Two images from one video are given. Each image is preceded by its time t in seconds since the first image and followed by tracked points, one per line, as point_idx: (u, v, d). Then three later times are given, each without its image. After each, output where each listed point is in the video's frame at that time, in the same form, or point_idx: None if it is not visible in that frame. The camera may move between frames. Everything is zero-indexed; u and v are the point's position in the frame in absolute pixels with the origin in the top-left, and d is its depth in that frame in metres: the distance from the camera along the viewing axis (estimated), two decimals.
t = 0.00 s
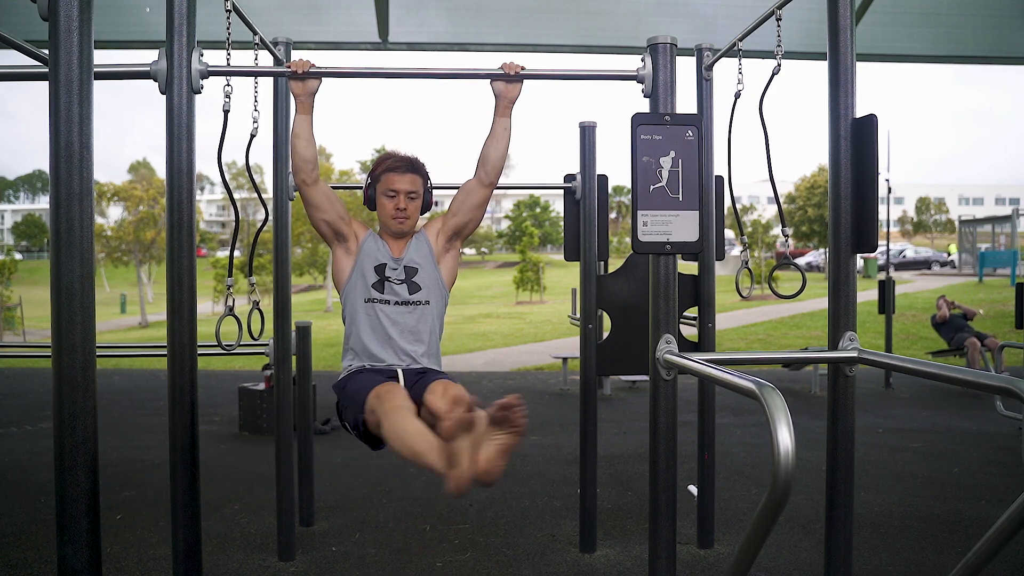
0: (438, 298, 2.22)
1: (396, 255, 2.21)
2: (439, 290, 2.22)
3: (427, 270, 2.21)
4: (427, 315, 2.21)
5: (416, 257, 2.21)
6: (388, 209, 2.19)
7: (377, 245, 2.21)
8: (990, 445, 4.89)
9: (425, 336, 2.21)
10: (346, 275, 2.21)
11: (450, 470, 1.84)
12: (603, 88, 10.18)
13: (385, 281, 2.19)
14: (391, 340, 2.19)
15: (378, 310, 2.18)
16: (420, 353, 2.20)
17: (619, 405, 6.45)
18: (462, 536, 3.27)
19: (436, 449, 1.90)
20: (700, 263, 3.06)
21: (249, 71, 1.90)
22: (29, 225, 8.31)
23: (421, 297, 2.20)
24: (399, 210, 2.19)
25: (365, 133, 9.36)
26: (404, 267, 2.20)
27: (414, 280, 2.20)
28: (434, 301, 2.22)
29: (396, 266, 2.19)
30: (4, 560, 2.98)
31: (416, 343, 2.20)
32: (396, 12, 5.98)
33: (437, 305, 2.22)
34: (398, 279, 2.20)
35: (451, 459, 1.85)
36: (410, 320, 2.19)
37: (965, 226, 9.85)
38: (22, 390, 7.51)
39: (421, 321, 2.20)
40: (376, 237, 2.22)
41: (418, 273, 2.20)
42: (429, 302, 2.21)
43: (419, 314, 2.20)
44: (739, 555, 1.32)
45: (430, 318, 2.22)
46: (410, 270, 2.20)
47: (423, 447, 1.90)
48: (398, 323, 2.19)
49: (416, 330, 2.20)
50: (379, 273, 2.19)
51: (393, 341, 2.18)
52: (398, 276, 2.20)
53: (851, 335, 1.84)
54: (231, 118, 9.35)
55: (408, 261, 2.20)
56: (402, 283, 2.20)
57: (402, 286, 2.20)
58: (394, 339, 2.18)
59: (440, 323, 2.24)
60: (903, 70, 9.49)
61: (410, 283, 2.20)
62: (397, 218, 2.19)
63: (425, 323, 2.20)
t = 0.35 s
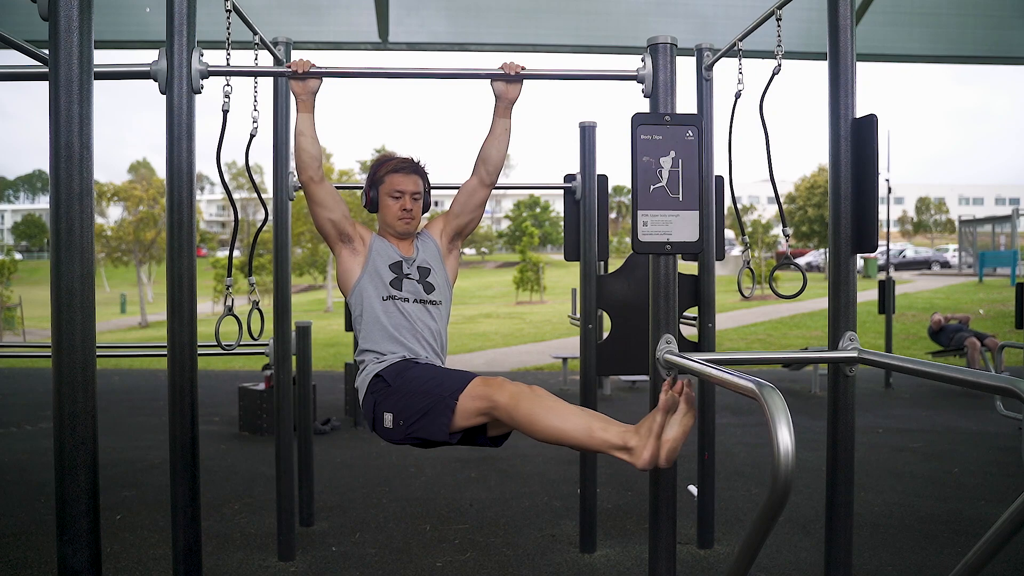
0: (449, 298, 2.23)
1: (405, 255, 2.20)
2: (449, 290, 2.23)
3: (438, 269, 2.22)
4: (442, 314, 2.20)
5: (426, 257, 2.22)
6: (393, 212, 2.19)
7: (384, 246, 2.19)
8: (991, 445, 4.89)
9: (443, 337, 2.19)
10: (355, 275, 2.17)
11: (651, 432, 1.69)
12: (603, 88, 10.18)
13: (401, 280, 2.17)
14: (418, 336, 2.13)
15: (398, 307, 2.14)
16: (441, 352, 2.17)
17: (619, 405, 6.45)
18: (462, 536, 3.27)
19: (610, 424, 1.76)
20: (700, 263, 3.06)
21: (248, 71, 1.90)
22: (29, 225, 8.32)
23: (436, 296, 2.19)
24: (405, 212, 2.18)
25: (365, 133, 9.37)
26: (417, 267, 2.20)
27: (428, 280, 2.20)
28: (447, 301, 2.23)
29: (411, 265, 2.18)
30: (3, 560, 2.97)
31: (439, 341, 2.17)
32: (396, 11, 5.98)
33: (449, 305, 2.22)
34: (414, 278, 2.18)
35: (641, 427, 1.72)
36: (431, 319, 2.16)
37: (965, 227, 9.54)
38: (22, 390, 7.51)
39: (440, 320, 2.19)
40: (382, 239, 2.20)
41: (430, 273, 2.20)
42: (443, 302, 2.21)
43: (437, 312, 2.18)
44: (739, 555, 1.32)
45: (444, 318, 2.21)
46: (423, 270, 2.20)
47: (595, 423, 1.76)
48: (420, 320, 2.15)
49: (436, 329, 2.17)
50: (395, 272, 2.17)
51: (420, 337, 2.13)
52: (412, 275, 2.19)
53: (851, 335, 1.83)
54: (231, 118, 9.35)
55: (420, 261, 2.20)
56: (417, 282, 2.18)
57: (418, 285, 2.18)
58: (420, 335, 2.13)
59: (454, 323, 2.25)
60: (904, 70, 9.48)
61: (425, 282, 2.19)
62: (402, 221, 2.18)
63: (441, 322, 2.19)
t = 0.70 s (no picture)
0: (450, 299, 2.21)
1: (405, 256, 2.19)
2: (450, 291, 2.21)
3: (437, 271, 2.20)
4: (442, 316, 2.19)
5: (426, 259, 2.20)
6: (390, 213, 2.19)
7: (385, 247, 2.19)
8: (990, 445, 4.89)
9: (443, 338, 2.18)
10: (354, 276, 2.19)
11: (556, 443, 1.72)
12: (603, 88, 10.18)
13: (399, 282, 2.16)
14: (410, 341, 2.14)
15: (393, 311, 2.14)
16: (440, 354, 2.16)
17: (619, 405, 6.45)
18: (462, 536, 3.27)
19: (527, 433, 1.81)
20: (700, 263, 3.06)
21: (248, 71, 1.90)
22: (29, 225, 8.34)
23: (435, 298, 2.18)
24: (400, 213, 2.18)
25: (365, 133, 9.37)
26: (415, 268, 2.18)
27: (426, 282, 2.18)
28: (448, 303, 2.21)
29: (408, 267, 2.16)
30: (3, 560, 2.98)
31: (436, 343, 2.17)
32: (396, 11, 5.97)
33: (450, 306, 2.20)
34: (412, 280, 2.17)
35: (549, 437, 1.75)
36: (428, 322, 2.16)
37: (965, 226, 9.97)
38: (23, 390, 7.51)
39: (439, 323, 2.18)
40: (383, 239, 2.21)
41: (429, 275, 2.18)
42: (443, 304, 2.19)
43: (435, 315, 2.17)
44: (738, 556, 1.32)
45: (445, 320, 2.20)
46: (422, 272, 2.18)
47: (510, 431, 1.81)
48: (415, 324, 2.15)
49: (434, 332, 2.16)
50: (392, 274, 2.16)
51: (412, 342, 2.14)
52: (410, 277, 2.18)
53: (851, 335, 1.83)
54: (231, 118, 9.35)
55: (419, 262, 2.18)
56: (415, 285, 2.17)
57: (415, 287, 2.17)
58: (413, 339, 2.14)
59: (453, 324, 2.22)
60: (904, 70, 9.48)
61: (423, 284, 2.18)
62: (399, 221, 2.18)
63: (441, 324, 2.18)
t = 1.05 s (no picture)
0: (435, 299, 2.15)
1: (398, 258, 2.19)
2: (438, 291, 2.16)
3: (425, 272, 2.16)
4: (423, 316, 2.13)
5: (416, 260, 2.17)
6: (386, 212, 2.19)
7: (380, 247, 2.20)
8: (991, 445, 4.89)
9: (416, 339, 2.12)
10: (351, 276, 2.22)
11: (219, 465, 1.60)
12: (603, 88, 10.18)
13: (382, 285, 2.16)
14: (381, 345, 2.13)
15: (372, 316, 2.15)
16: (411, 355, 2.11)
17: (619, 405, 6.45)
18: (462, 536, 3.27)
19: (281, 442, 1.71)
20: (700, 263, 3.06)
21: (248, 71, 1.90)
22: (29, 225, 8.33)
23: (417, 299, 2.14)
24: (396, 212, 2.18)
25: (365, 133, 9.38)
26: (402, 270, 2.16)
27: (410, 283, 2.15)
28: (433, 303, 2.15)
29: (392, 269, 2.15)
30: (2, 560, 2.98)
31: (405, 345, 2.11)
32: (396, 11, 5.98)
33: (434, 306, 2.14)
34: (394, 282, 2.15)
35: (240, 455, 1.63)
36: (402, 323, 2.12)
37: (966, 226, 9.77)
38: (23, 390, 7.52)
39: (414, 324, 2.12)
40: (382, 240, 2.22)
41: (415, 275, 2.15)
42: (426, 304, 2.14)
43: (413, 316, 2.12)
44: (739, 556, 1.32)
45: (425, 321, 2.13)
46: (408, 273, 2.15)
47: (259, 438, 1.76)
48: (390, 326, 2.13)
49: (407, 332, 2.12)
50: (378, 277, 2.16)
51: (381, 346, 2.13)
52: (395, 279, 2.16)
53: (851, 335, 1.84)
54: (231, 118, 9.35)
55: (407, 263, 2.16)
56: (398, 286, 2.15)
57: (398, 289, 2.15)
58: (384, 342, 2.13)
59: (439, 325, 2.15)
60: (904, 70, 9.48)
61: (406, 286, 2.14)
62: (395, 220, 2.18)
63: (420, 326, 2.12)
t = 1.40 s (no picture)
0: (423, 298, 2.13)
1: (392, 258, 2.19)
2: (426, 290, 2.14)
3: (415, 271, 2.15)
4: (408, 314, 2.12)
5: (408, 259, 2.16)
6: (385, 212, 2.20)
7: (376, 247, 2.22)
8: (990, 445, 4.89)
9: (395, 338, 2.11)
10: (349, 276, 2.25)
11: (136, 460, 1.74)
12: (603, 88, 10.18)
13: (372, 284, 2.17)
14: (365, 344, 2.15)
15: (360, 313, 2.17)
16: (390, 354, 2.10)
17: (618, 405, 6.45)
18: (461, 536, 3.27)
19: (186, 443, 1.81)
20: (700, 263, 3.06)
21: (249, 71, 1.90)
22: (29, 225, 8.33)
23: (404, 297, 2.13)
24: (393, 211, 2.18)
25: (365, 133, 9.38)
26: (394, 269, 2.17)
27: (399, 281, 2.14)
28: (420, 302, 2.13)
29: (384, 268, 2.16)
30: (3, 560, 2.98)
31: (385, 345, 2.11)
32: (396, 11, 5.97)
33: (419, 304, 2.13)
34: (384, 281, 2.16)
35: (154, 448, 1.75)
36: (385, 321, 2.12)
37: (965, 226, 9.64)
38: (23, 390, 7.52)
39: (397, 322, 2.11)
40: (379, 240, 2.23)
41: (404, 273, 2.15)
42: (413, 303, 2.13)
43: (399, 314, 2.12)
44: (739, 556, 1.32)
45: (409, 319, 2.12)
46: (398, 272, 2.16)
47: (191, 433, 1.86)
48: (374, 325, 2.14)
49: (390, 331, 2.11)
50: (370, 276, 2.18)
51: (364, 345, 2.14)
52: (386, 277, 2.17)
53: (851, 335, 1.84)
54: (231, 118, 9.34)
55: (399, 262, 2.16)
56: (387, 285, 2.15)
57: (387, 287, 2.15)
58: (368, 341, 2.14)
59: (424, 323, 2.12)
60: (904, 69, 9.48)
61: (395, 284, 2.14)
62: (392, 220, 2.19)
63: (405, 324, 2.11)
